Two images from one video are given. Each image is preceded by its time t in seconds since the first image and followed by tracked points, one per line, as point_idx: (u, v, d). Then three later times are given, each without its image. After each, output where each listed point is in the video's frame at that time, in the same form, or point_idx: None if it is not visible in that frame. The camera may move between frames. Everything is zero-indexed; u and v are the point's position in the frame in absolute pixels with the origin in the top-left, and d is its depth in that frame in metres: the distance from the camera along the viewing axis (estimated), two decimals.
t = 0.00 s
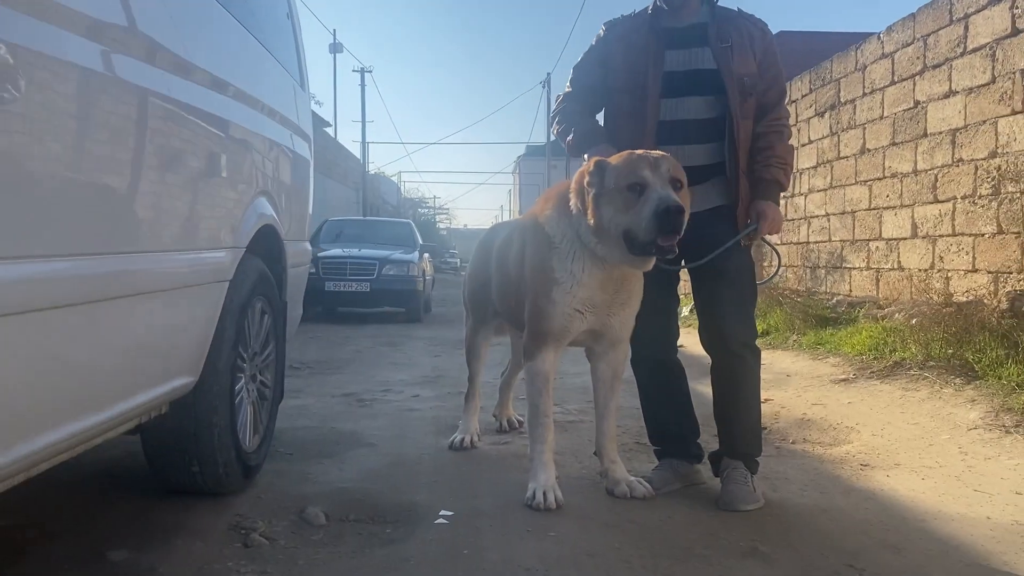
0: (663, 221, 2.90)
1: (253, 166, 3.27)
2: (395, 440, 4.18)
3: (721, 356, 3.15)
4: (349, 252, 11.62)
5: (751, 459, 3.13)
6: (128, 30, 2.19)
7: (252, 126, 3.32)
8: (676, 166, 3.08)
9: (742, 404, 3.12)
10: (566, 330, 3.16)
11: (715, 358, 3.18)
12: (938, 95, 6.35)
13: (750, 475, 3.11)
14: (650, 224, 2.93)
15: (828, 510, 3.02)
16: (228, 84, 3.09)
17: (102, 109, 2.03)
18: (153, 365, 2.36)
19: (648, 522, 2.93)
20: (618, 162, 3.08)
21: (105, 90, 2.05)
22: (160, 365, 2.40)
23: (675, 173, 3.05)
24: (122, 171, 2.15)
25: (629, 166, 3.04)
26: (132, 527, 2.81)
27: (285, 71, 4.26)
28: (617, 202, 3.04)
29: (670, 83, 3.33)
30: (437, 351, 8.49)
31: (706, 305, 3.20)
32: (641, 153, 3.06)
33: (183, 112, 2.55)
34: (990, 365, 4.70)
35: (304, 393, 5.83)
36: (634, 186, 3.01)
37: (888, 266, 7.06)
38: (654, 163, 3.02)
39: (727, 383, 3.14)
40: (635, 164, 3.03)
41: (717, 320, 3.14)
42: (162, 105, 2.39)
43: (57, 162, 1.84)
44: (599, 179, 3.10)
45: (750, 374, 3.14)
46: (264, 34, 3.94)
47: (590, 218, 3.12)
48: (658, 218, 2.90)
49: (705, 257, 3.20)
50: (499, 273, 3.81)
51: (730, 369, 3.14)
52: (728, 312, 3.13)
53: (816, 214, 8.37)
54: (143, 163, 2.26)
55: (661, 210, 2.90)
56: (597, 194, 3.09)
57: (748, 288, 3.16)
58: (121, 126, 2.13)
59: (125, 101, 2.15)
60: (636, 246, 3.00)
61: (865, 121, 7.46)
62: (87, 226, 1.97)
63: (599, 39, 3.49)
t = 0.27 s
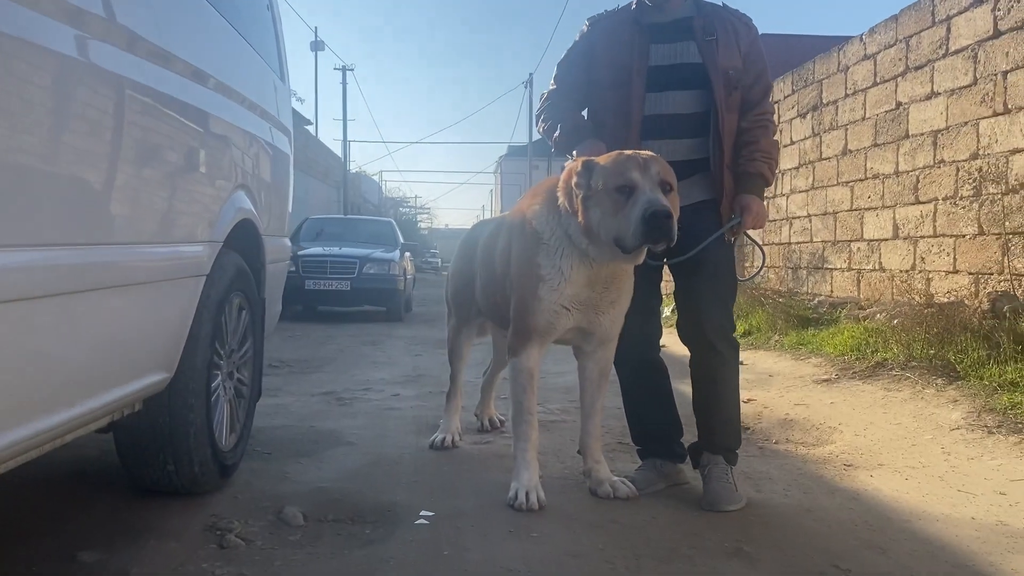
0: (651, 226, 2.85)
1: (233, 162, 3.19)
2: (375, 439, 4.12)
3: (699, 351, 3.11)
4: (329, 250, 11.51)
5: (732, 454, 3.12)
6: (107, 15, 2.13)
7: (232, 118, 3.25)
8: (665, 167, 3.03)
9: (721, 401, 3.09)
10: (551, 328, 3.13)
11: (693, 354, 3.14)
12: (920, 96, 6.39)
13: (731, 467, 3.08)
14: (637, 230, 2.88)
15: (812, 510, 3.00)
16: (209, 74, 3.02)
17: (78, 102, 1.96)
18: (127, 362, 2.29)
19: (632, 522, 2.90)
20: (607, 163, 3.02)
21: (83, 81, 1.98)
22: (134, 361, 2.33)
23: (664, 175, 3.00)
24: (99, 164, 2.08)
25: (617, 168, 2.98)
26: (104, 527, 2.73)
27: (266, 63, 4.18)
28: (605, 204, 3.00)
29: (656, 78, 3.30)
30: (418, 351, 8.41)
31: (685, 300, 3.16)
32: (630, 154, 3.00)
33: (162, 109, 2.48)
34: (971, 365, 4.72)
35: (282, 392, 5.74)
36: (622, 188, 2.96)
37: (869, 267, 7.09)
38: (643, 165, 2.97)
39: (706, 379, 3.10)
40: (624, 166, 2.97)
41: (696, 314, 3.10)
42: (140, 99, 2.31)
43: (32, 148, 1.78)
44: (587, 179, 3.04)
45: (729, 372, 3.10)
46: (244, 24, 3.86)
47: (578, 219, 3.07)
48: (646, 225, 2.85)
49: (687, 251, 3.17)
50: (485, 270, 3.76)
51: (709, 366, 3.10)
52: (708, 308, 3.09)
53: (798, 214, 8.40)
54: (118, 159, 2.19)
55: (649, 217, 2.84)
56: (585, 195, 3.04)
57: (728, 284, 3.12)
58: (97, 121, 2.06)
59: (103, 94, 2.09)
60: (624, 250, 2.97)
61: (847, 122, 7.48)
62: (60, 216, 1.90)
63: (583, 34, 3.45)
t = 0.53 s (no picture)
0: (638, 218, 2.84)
1: (217, 153, 3.16)
2: (358, 433, 4.09)
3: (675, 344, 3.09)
4: (313, 246, 11.45)
5: (699, 459, 3.02)
6: None
7: (217, 105, 3.21)
8: (654, 157, 3.01)
9: (696, 396, 3.05)
10: (539, 320, 3.12)
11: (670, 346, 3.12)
12: (904, 95, 6.43)
13: (692, 475, 2.99)
14: (625, 219, 2.87)
15: (796, 503, 3.00)
16: (195, 62, 2.99)
17: (61, 88, 1.92)
18: (105, 350, 2.24)
19: (616, 515, 2.89)
20: (595, 152, 3.01)
21: (66, 66, 1.95)
22: (111, 349, 2.28)
23: (653, 165, 3.00)
24: (82, 150, 2.05)
25: (606, 157, 2.97)
26: (82, 519, 2.69)
27: (250, 52, 4.13)
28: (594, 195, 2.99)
29: (648, 67, 3.28)
30: (401, 347, 8.38)
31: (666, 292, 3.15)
32: (619, 143, 2.98)
33: (146, 100, 2.44)
34: (953, 361, 4.76)
35: (264, 386, 5.69)
36: (611, 178, 2.96)
37: (852, 265, 7.14)
38: (632, 156, 2.96)
39: (682, 373, 3.07)
40: (612, 155, 2.96)
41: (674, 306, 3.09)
42: (124, 87, 2.28)
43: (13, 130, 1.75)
44: (576, 169, 3.03)
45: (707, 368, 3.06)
46: (229, 11, 3.82)
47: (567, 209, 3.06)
48: (634, 214, 2.84)
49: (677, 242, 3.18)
50: (473, 263, 3.74)
51: (686, 361, 3.06)
52: (688, 300, 3.07)
53: (782, 212, 8.43)
54: (100, 146, 2.15)
55: (637, 206, 2.83)
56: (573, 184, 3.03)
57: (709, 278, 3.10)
58: (81, 109, 2.03)
59: (86, 80, 2.05)
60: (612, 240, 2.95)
61: (831, 120, 7.52)
62: (39, 199, 1.86)
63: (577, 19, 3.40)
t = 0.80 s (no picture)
0: (625, 203, 2.88)
1: (206, 150, 3.14)
2: (348, 431, 4.08)
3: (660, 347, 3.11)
4: (302, 244, 11.41)
5: (686, 459, 3.03)
6: None
7: (206, 102, 3.20)
8: (639, 141, 3.04)
9: (681, 398, 3.06)
10: (532, 316, 3.12)
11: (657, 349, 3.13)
12: (893, 96, 6.47)
13: (680, 475, 3.00)
14: (612, 204, 2.91)
15: (785, 503, 3.02)
16: (184, 58, 2.97)
17: (47, 86, 1.90)
18: (94, 349, 2.23)
19: (606, 514, 2.90)
20: (582, 138, 3.04)
21: (52, 64, 1.93)
22: (100, 349, 2.27)
23: (638, 150, 3.03)
24: (68, 146, 2.03)
25: (592, 143, 3.00)
26: (71, 517, 2.67)
27: (241, 48, 4.12)
28: (581, 180, 3.02)
29: (637, 66, 3.29)
30: (391, 345, 8.36)
31: (650, 298, 3.18)
32: (605, 129, 3.01)
33: (132, 95, 2.41)
34: (940, 362, 4.80)
35: (252, 384, 5.67)
36: (598, 164, 2.99)
37: (840, 265, 7.18)
38: (617, 141, 2.99)
39: (668, 375, 3.08)
40: (598, 141, 2.99)
41: (659, 310, 3.12)
42: (110, 83, 2.26)
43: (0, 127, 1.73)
44: (563, 155, 3.06)
45: (694, 369, 3.08)
46: (220, 7, 3.80)
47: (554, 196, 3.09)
48: (620, 199, 2.88)
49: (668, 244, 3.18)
50: (463, 261, 3.73)
51: (672, 362, 3.07)
52: (672, 302, 3.10)
53: (771, 212, 8.47)
54: (87, 144, 2.13)
55: (623, 191, 2.87)
56: (560, 171, 3.07)
57: (693, 280, 3.11)
58: (67, 105, 2.01)
59: (73, 76, 2.03)
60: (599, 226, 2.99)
61: (820, 121, 7.56)
62: (27, 199, 1.85)
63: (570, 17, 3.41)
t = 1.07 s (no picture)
0: (627, 199, 2.88)
1: (199, 147, 3.13)
2: (342, 431, 4.08)
3: (650, 350, 3.10)
4: (294, 242, 11.38)
5: (679, 460, 3.04)
6: None
7: (200, 102, 3.20)
8: (635, 142, 3.07)
9: (675, 398, 3.07)
10: (526, 316, 3.12)
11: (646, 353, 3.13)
12: (885, 98, 6.51)
13: (673, 475, 3.01)
14: (614, 200, 2.91)
15: (777, 503, 3.05)
16: (178, 58, 2.97)
17: (40, 84, 1.89)
18: (89, 349, 2.22)
19: (600, 514, 2.91)
20: (578, 135, 3.04)
21: (45, 61, 1.92)
22: (95, 348, 2.26)
23: (635, 149, 3.05)
24: (61, 143, 2.02)
25: (589, 140, 3.01)
26: (64, 517, 2.67)
27: (235, 48, 4.11)
28: (578, 177, 3.02)
29: (617, 83, 3.34)
30: (384, 343, 8.35)
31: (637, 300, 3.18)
32: (601, 127, 3.02)
33: (125, 92, 2.40)
34: (931, 363, 4.84)
35: (245, 383, 5.66)
36: (596, 161, 2.99)
37: (832, 265, 7.22)
38: (615, 139, 3.00)
39: (659, 377, 3.09)
40: (595, 138, 3.00)
41: (648, 313, 3.11)
42: (103, 80, 2.25)
43: None
44: (559, 153, 3.05)
45: (685, 369, 3.11)
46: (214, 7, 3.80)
47: (550, 193, 3.08)
48: (621, 197, 2.89)
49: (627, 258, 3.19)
50: (458, 261, 3.73)
51: (664, 362, 3.09)
52: (660, 304, 3.11)
53: (763, 213, 8.50)
54: (80, 141, 2.12)
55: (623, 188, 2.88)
56: (557, 167, 3.06)
57: (679, 281, 3.13)
58: (60, 103, 2.00)
59: (66, 74, 2.02)
60: (597, 223, 2.99)
61: (813, 122, 7.59)
62: (22, 199, 1.85)
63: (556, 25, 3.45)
